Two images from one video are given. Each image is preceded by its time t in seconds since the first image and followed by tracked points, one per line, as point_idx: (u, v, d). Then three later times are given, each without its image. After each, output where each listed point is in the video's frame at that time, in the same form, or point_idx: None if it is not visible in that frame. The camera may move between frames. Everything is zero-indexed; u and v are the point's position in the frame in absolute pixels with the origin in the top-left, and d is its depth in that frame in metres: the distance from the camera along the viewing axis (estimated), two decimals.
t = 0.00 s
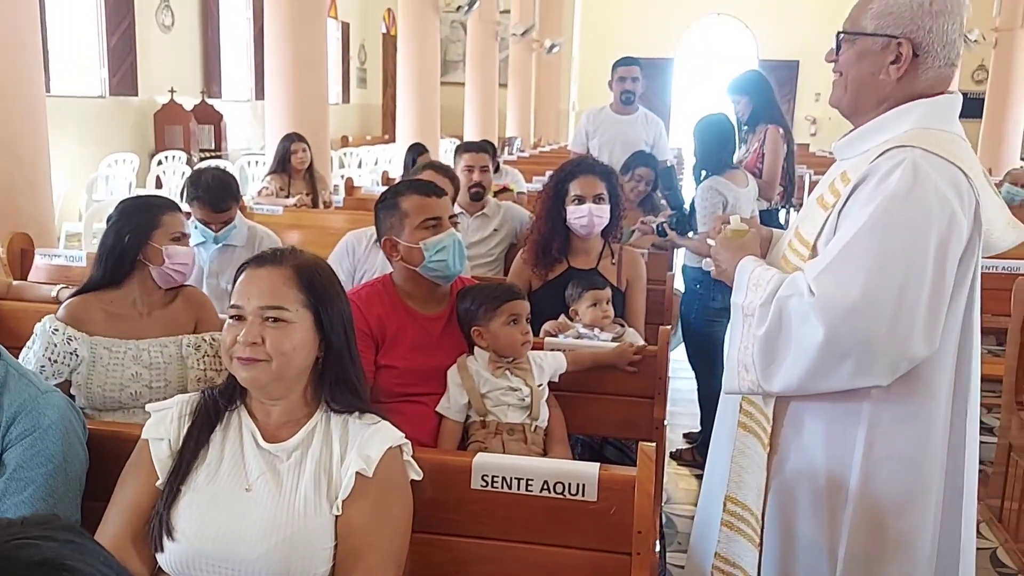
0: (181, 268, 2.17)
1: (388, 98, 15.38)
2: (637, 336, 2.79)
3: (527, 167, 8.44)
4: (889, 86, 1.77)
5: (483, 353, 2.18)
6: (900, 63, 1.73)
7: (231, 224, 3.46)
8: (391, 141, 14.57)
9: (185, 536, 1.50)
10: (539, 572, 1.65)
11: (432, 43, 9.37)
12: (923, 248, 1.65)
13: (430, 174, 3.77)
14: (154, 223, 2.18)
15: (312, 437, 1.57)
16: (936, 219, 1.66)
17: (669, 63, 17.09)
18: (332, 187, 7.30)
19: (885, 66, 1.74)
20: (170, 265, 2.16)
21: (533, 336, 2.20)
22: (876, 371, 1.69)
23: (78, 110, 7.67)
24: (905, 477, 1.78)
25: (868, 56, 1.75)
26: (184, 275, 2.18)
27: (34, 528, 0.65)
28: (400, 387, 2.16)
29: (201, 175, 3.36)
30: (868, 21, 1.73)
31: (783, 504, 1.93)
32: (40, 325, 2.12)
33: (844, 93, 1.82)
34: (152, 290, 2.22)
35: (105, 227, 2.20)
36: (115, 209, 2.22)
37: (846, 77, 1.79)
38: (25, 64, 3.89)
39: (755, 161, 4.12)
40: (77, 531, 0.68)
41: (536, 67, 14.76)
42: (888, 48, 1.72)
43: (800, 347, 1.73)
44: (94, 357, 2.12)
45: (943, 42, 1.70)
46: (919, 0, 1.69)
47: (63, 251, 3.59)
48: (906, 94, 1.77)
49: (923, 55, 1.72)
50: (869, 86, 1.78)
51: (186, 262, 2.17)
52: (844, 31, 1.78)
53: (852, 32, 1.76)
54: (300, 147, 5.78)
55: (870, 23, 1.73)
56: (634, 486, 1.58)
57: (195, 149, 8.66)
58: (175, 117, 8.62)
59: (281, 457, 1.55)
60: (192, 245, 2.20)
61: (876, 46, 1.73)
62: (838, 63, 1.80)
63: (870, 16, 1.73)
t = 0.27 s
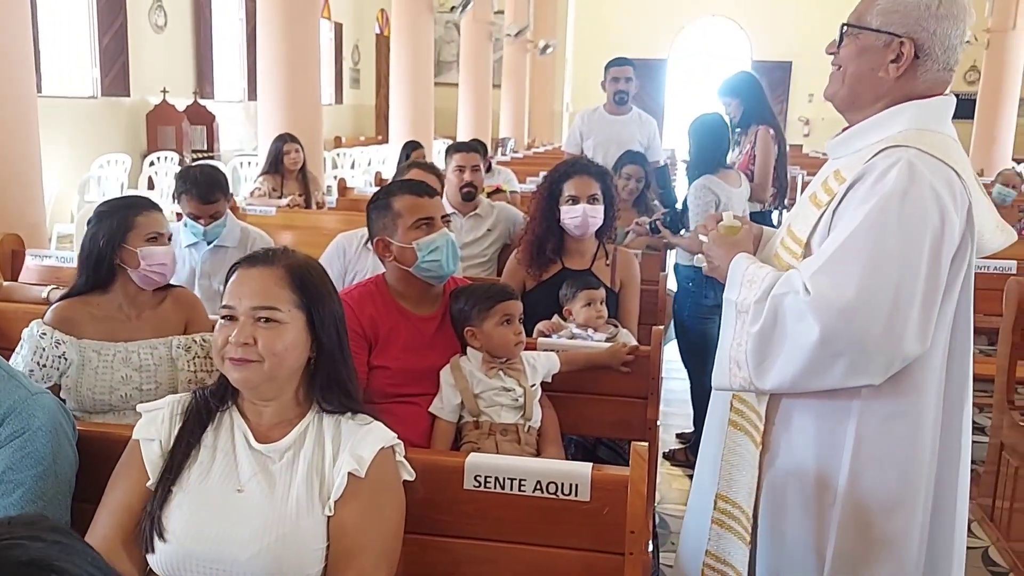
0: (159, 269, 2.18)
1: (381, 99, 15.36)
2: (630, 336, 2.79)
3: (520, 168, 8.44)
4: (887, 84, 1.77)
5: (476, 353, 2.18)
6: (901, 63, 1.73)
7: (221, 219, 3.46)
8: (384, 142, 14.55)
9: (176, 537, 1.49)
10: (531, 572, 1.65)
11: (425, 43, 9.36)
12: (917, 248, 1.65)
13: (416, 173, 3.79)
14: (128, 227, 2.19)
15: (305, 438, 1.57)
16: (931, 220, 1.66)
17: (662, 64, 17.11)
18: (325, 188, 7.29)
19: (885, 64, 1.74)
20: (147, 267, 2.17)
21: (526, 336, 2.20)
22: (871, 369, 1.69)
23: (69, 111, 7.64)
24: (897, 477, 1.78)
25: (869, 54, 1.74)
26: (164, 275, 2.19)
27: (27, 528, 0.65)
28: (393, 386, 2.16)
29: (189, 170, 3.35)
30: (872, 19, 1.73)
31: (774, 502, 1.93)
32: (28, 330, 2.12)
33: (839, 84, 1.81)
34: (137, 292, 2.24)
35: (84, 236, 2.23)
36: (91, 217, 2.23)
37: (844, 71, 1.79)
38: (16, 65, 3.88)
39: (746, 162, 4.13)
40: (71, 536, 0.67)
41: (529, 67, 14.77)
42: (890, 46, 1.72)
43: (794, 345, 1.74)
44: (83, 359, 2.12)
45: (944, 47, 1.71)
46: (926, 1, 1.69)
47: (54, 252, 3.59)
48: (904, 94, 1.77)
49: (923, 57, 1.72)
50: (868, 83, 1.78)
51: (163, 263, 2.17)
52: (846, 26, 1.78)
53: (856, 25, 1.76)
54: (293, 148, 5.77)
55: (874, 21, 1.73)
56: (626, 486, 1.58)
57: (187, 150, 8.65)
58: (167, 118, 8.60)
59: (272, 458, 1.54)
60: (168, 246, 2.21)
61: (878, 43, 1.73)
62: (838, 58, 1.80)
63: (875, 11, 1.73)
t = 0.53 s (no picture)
0: (148, 272, 2.18)
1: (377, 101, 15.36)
2: (627, 338, 2.79)
3: (516, 170, 8.44)
4: (879, 86, 1.77)
5: (473, 354, 2.18)
6: (891, 65, 1.74)
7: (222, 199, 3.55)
8: (380, 144, 14.55)
9: (171, 539, 1.49)
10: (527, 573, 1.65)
11: (421, 45, 9.36)
12: (913, 249, 1.65)
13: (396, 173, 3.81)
14: (115, 232, 2.20)
15: (301, 439, 1.57)
16: (926, 221, 1.67)
17: (658, 67, 17.13)
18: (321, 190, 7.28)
19: (876, 66, 1.75)
20: (136, 271, 2.16)
21: (523, 338, 2.21)
22: (868, 371, 1.69)
23: (65, 113, 7.63)
24: (893, 477, 1.79)
25: (859, 56, 1.75)
26: (153, 278, 2.19)
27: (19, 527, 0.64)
28: (389, 388, 2.16)
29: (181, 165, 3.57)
30: (861, 21, 1.73)
31: (770, 504, 1.92)
32: (22, 333, 2.12)
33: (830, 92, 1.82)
34: (130, 295, 2.24)
35: (75, 241, 2.24)
36: (80, 224, 2.24)
37: (836, 75, 1.79)
38: (11, 67, 3.87)
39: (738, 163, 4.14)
40: (63, 533, 0.67)
41: (525, 69, 14.77)
42: (881, 47, 1.72)
43: (791, 347, 1.74)
44: (78, 361, 2.12)
45: (933, 47, 1.71)
46: (915, 2, 1.70)
47: (49, 254, 3.59)
48: (896, 94, 1.77)
49: (914, 57, 1.73)
50: (860, 85, 1.78)
51: (150, 265, 2.17)
52: (835, 30, 1.78)
53: (844, 28, 1.76)
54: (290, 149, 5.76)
55: (862, 24, 1.73)
56: (622, 487, 1.58)
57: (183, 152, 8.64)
58: (163, 120, 8.59)
59: (269, 459, 1.54)
60: (156, 248, 2.20)
61: (869, 46, 1.73)
62: (829, 62, 1.80)
63: (864, 14, 1.73)
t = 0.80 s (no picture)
0: (140, 275, 2.17)
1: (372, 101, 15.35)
2: (622, 338, 2.79)
3: (511, 170, 8.44)
4: (863, 88, 1.78)
5: (468, 354, 2.18)
6: (873, 66, 1.74)
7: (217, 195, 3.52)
8: (375, 144, 14.54)
9: (164, 540, 1.49)
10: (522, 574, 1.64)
11: (417, 45, 9.35)
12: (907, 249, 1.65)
13: (385, 173, 3.81)
14: (110, 233, 2.19)
15: (295, 440, 1.56)
16: (918, 219, 1.67)
17: (654, 67, 17.14)
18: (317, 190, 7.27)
19: (857, 68, 1.76)
20: (128, 273, 2.16)
21: (518, 337, 2.20)
22: (862, 370, 1.69)
23: (59, 113, 7.61)
24: (888, 476, 1.79)
25: (840, 62, 1.76)
26: (145, 281, 2.18)
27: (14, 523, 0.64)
28: (385, 388, 2.15)
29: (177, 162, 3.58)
30: (835, 27, 1.75)
31: (767, 505, 1.92)
32: (16, 331, 2.12)
33: (819, 99, 1.83)
34: (124, 296, 2.24)
35: (71, 239, 2.23)
36: (77, 223, 2.24)
37: (820, 84, 1.81)
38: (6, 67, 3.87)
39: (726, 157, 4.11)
40: (55, 526, 0.67)
41: (521, 70, 14.76)
42: (859, 50, 1.73)
43: (787, 348, 1.74)
44: (72, 361, 2.11)
45: (912, 40, 1.71)
46: (885, 2, 1.71)
47: (44, 255, 3.60)
48: (883, 93, 1.78)
49: (894, 55, 1.73)
50: (846, 89, 1.79)
51: (143, 269, 2.16)
52: (811, 41, 1.79)
53: (821, 39, 1.77)
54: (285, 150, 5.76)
55: (837, 30, 1.74)
56: (616, 486, 1.58)
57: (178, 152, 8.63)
58: (159, 120, 8.57)
59: (263, 460, 1.54)
60: (150, 251, 2.19)
61: (847, 51, 1.74)
62: (811, 73, 1.81)
63: (837, 21, 1.74)
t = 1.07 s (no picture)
0: (136, 278, 2.17)
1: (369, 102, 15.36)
2: (618, 338, 2.80)
3: (508, 171, 8.44)
4: (847, 96, 1.79)
5: (464, 354, 2.18)
6: (854, 74, 1.75)
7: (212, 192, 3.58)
8: (372, 145, 14.54)
9: (160, 541, 1.49)
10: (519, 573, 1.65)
11: (413, 46, 9.35)
12: (903, 249, 1.66)
13: (381, 173, 3.81)
14: (111, 233, 2.19)
15: (291, 440, 1.56)
16: (915, 220, 1.67)
17: (651, 67, 17.16)
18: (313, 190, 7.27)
19: (840, 81, 1.77)
20: (124, 275, 2.16)
21: (514, 337, 2.21)
22: (854, 368, 1.70)
23: (56, 114, 7.60)
24: (884, 477, 1.79)
25: (819, 80, 1.77)
26: (140, 284, 2.18)
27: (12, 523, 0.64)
28: (381, 388, 2.16)
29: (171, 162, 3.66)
30: (804, 48, 1.75)
31: (764, 505, 1.93)
32: (12, 332, 2.13)
33: (812, 117, 1.84)
34: (120, 297, 2.24)
35: (72, 237, 2.23)
36: (80, 220, 2.24)
37: (808, 107, 1.82)
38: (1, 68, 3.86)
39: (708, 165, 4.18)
40: (51, 526, 0.67)
41: (518, 70, 14.77)
42: (834, 65, 1.74)
43: (777, 343, 1.74)
44: (66, 363, 2.11)
45: (881, 37, 1.72)
46: (843, 12, 1.72)
47: (40, 255, 3.60)
48: (869, 94, 1.78)
49: (870, 58, 1.73)
50: (833, 102, 1.80)
51: (140, 272, 2.16)
52: (784, 67, 1.80)
53: (794, 65, 1.77)
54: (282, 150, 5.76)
55: (807, 51, 1.75)
56: (612, 486, 1.58)
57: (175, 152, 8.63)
58: (155, 121, 8.57)
59: (259, 462, 1.54)
60: (149, 254, 2.19)
61: (823, 68, 1.75)
62: (793, 96, 1.83)
63: (804, 43, 1.75)
